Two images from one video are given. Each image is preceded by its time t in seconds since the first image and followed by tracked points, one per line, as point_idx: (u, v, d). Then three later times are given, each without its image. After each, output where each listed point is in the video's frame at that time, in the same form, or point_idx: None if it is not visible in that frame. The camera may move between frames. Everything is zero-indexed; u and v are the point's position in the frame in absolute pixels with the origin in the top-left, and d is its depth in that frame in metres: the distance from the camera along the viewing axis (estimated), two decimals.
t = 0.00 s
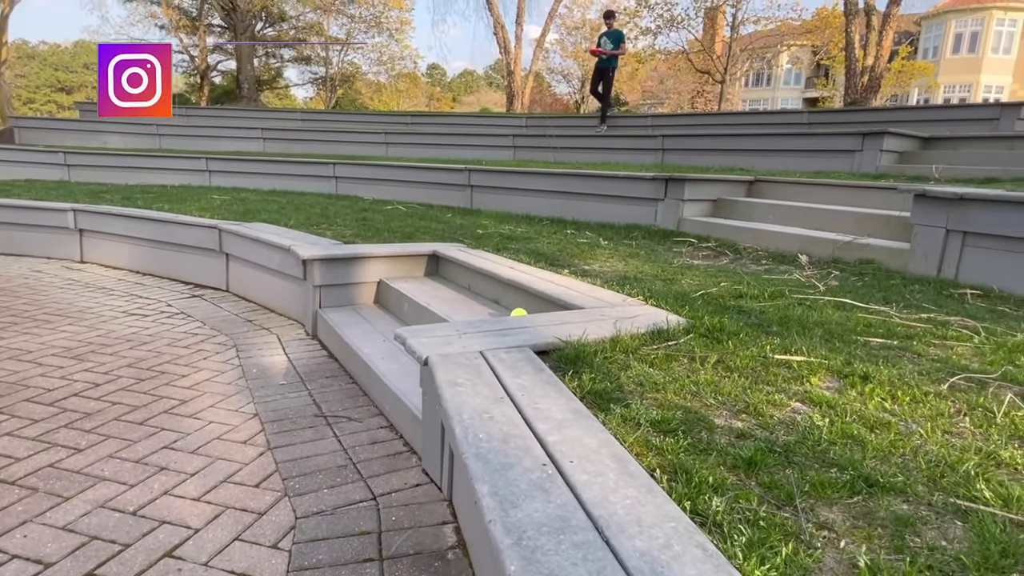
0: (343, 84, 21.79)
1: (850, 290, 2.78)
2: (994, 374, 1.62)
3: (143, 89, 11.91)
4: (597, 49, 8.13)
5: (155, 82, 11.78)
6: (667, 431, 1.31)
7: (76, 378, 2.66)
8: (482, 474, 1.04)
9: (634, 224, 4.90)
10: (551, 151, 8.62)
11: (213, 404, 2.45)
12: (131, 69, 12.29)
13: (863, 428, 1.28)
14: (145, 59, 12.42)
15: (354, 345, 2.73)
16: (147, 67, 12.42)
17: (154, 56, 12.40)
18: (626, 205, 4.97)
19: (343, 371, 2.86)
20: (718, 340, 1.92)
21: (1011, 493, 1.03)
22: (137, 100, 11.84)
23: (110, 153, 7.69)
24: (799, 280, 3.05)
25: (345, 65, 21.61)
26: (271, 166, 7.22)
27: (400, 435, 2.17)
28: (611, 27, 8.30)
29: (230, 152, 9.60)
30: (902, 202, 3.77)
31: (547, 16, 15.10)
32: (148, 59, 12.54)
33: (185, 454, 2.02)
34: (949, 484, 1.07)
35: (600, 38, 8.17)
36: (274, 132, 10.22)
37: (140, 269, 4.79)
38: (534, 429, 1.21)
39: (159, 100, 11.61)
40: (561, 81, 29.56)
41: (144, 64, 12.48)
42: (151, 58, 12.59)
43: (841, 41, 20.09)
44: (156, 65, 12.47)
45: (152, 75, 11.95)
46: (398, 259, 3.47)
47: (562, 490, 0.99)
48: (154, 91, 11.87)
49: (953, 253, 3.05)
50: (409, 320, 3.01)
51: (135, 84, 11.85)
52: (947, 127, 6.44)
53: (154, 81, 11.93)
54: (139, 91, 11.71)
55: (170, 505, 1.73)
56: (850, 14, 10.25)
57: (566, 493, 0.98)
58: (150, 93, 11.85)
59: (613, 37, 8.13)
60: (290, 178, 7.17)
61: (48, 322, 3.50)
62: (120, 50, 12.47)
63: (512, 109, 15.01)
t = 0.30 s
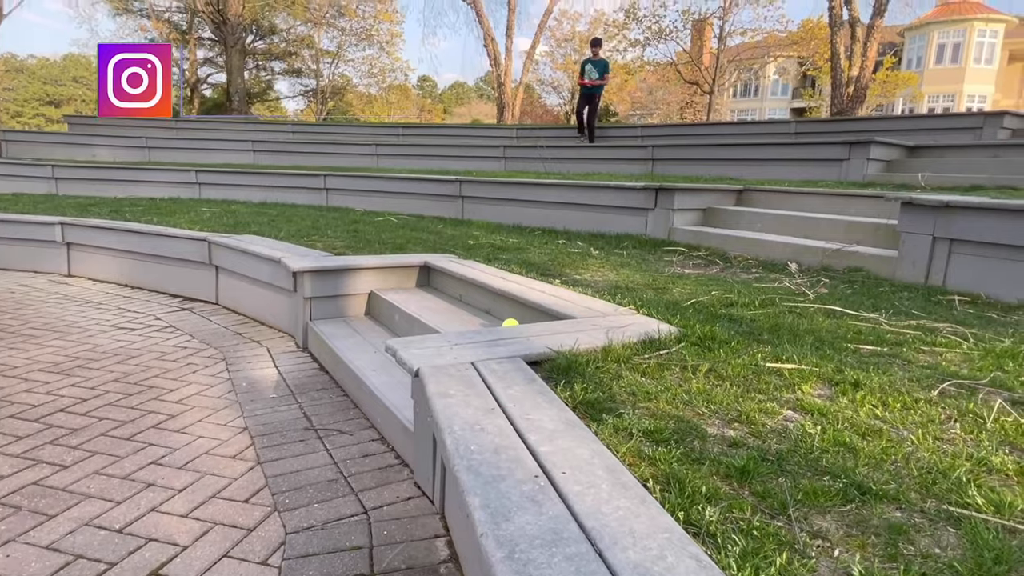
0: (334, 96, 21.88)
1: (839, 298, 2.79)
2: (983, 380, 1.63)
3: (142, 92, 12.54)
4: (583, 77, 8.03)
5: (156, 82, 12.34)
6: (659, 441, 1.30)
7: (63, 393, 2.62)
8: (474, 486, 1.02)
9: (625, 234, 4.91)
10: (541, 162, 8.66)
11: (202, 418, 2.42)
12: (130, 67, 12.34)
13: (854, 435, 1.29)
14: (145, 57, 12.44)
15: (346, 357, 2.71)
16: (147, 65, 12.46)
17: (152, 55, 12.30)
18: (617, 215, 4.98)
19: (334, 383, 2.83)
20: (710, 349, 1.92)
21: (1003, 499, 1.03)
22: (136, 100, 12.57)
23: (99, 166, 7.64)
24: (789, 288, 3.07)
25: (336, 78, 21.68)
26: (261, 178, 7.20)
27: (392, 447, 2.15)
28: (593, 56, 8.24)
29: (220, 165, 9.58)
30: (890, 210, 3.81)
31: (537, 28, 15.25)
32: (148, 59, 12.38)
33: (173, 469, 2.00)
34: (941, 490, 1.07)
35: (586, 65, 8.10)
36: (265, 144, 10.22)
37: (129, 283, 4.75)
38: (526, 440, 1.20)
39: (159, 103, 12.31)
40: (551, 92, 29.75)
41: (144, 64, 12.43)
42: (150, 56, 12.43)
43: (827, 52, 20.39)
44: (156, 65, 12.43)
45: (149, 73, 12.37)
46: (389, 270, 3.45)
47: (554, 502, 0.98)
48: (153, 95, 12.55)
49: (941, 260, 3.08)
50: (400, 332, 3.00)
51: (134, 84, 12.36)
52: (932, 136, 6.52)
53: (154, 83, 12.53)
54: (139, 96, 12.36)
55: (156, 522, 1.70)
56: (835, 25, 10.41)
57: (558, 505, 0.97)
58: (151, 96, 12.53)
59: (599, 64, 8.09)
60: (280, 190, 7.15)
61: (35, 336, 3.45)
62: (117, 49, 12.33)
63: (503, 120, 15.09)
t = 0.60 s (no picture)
0: (322, 113, 21.96)
1: (826, 311, 2.82)
2: (969, 394, 1.65)
3: (142, 91, 12.73)
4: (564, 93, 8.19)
5: (156, 81, 12.70)
6: (652, 461, 1.31)
7: (47, 418, 2.58)
8: (467, 512, 1.02)
9: (613, 249, 4.94)
10: (529, 177, 8.71)
11: (189, 442, 2.38)
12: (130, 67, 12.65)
13: (845, 452, 1.29)
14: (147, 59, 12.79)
15: (336, 378, 2.69)
16: (148, 66, 12.84)
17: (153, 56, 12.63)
18: (605, 230, 5.01)
19: (324, 404, 2.81)
20: (699, 365, 1.93)
21: (991, 515, 1.04)
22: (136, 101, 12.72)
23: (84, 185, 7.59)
24: (777, 302, 3.10)
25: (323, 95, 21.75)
26: (248, 196, 7.19)
27: (384, 469, 2.13)
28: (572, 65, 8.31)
29: (207, 183, 9.55)
30: (873, 223, 3.86)
31: (523, 45, 15.42)
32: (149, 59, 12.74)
33: (161, 496, 1.96)
34: (931, 507, 1.08)
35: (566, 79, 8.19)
36: (251, 162, 10.21)
37: (114, 304, 4.70)
38: (519, 463, 1.20)
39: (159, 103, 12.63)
40: (538, 107, 30.00)
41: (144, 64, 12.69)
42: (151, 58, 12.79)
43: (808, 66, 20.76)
44: (156, 65, 12.59)
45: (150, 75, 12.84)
46: (379, 288, 3.45)
47: (549, 526, 0.97)
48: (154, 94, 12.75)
49: (925, 272, 3.12)
50: (391, 351, 2.98)
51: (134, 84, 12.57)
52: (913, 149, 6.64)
53: (153, 83, 12.65)
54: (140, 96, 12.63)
55: (144, 551, 1.67)
56: (815, 41, 10.61)
57: (553, 529, 0.97)
58: (150, 96, 12.77)
59: (578, 74, 8.15)
60: (268, 208, 7.13)
61: (18, 360, 3.40)
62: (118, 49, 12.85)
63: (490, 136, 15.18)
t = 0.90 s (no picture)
0: (306, 132, 22.01)
1: (806, 328, 2.87)
2: (944, 410, 1.69)
3: (142, 91, 12.56)
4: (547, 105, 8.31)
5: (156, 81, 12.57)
6: (636, 485, 1.32)
7: (27, 451, 2.53)
8: (454, 543, 1.03)
9: (598, 267, 4.98)
10: (513, 196, 8.79)
11: (173, 472, 2.36)
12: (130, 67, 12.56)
13: (824, 472, 1.32)
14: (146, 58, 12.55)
15: (322, 403, 2.69)
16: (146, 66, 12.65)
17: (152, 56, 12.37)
18: (590, 248, 5.06)
19: (311, 430, 2.79)
20: (683, 386, 1.96)
21: (964, 533, 1.07)
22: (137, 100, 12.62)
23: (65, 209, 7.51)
24: (758, 318, 3.14)
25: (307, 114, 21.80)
26: (233, 219, 7.17)
27: (371, 495, 2.13)
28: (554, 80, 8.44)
29: (191, 205, 9.51)
30: (851, 239, 3.95)
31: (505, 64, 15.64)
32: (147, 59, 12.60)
33: (144, 529, 1.94)
34: (906, 527, 1.10)
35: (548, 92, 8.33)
36: (235, 184, 10.18)
37: (96, 329, 4.65)
38: (504, 491, 1.21)
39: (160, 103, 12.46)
40: (522, 125, 30.29)
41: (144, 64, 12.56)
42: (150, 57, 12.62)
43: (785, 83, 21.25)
44: (156, 65, 12.49)
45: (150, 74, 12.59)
46: (365, 311, 3.45)
47: (534, 557, 0.99)
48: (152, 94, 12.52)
49: (901, 287, 3.19)
50: (377, 375, 2.98)
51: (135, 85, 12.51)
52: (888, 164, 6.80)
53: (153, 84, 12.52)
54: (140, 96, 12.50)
55: None
56: (791, 58, 10.88)
57: (538, 559, 0.98)
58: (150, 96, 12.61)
59: (561, 88, 8.28)
60: (253, 230, 7.11)
61: None
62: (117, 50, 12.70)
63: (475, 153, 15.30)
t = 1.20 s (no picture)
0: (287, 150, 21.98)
1: (775, 343, 2.95)
2: (897, 425, 1.77)
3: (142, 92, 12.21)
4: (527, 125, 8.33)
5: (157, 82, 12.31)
6: (601, 506, 1.38)
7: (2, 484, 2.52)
8: (423, 569, 1.07)
9: (577, 284, 5.05)
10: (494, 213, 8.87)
11: (151, 502, 2.36)
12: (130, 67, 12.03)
13: (779, 489, 1.39)
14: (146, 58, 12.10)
15: (301, 428, 2.71)
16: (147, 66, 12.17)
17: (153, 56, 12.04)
18: (569, 266, 5.13)
19: (290, 455, 2.81)
20: (652, 406, 2.02)
21: (904, 545, 1.14)
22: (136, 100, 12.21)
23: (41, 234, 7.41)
24: (729, 335, 3.23)
25: (288, 133, 21.80)
26: (212, 241, 7.15)
27: (350, 520, 2.15)
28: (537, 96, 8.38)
29: (170, 227, 9.44)
30: (819, 254, 4.06)
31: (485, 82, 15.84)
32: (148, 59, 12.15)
33: (122, 561, 1.95)
34: (853, 540, 1.17)
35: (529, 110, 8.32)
36: (215, 204, 10.14)
37: (73, 357, 4.60)
38: (473, 516, 1.26)
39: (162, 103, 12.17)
40: (503, 141, 30.55)
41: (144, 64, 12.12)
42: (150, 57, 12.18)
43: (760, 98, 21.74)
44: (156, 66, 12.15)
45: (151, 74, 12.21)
46: (344, 334, 3.48)
47: None
48: (153, 95, 12.10)
49: (866, 301, 3.30)
50: (357, 398, 3.01)
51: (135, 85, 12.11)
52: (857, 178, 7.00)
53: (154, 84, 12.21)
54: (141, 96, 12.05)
55: None
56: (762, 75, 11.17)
57: None
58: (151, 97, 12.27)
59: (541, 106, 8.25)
60: (233, 252, 7.09)
61: None
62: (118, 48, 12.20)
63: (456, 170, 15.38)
